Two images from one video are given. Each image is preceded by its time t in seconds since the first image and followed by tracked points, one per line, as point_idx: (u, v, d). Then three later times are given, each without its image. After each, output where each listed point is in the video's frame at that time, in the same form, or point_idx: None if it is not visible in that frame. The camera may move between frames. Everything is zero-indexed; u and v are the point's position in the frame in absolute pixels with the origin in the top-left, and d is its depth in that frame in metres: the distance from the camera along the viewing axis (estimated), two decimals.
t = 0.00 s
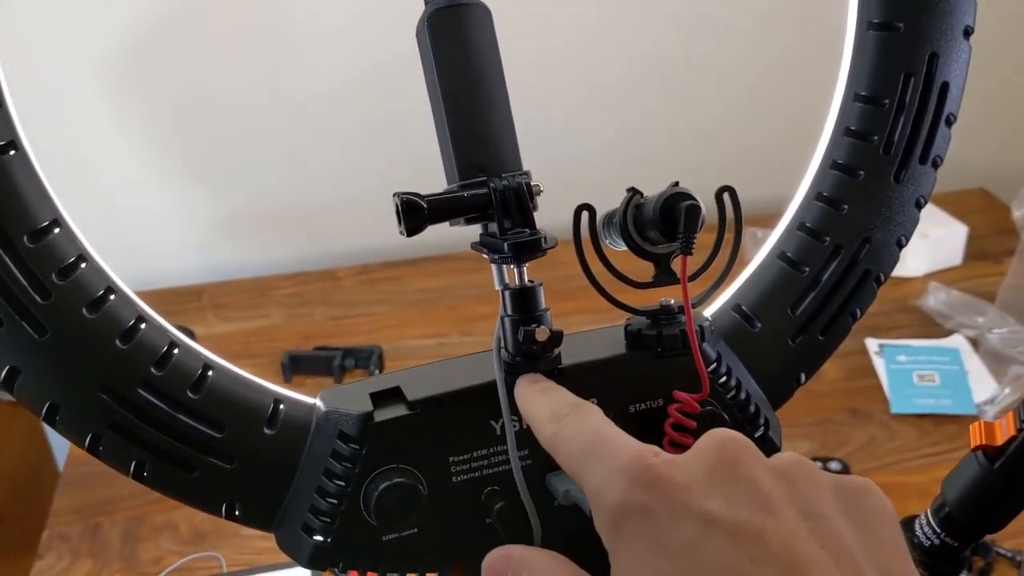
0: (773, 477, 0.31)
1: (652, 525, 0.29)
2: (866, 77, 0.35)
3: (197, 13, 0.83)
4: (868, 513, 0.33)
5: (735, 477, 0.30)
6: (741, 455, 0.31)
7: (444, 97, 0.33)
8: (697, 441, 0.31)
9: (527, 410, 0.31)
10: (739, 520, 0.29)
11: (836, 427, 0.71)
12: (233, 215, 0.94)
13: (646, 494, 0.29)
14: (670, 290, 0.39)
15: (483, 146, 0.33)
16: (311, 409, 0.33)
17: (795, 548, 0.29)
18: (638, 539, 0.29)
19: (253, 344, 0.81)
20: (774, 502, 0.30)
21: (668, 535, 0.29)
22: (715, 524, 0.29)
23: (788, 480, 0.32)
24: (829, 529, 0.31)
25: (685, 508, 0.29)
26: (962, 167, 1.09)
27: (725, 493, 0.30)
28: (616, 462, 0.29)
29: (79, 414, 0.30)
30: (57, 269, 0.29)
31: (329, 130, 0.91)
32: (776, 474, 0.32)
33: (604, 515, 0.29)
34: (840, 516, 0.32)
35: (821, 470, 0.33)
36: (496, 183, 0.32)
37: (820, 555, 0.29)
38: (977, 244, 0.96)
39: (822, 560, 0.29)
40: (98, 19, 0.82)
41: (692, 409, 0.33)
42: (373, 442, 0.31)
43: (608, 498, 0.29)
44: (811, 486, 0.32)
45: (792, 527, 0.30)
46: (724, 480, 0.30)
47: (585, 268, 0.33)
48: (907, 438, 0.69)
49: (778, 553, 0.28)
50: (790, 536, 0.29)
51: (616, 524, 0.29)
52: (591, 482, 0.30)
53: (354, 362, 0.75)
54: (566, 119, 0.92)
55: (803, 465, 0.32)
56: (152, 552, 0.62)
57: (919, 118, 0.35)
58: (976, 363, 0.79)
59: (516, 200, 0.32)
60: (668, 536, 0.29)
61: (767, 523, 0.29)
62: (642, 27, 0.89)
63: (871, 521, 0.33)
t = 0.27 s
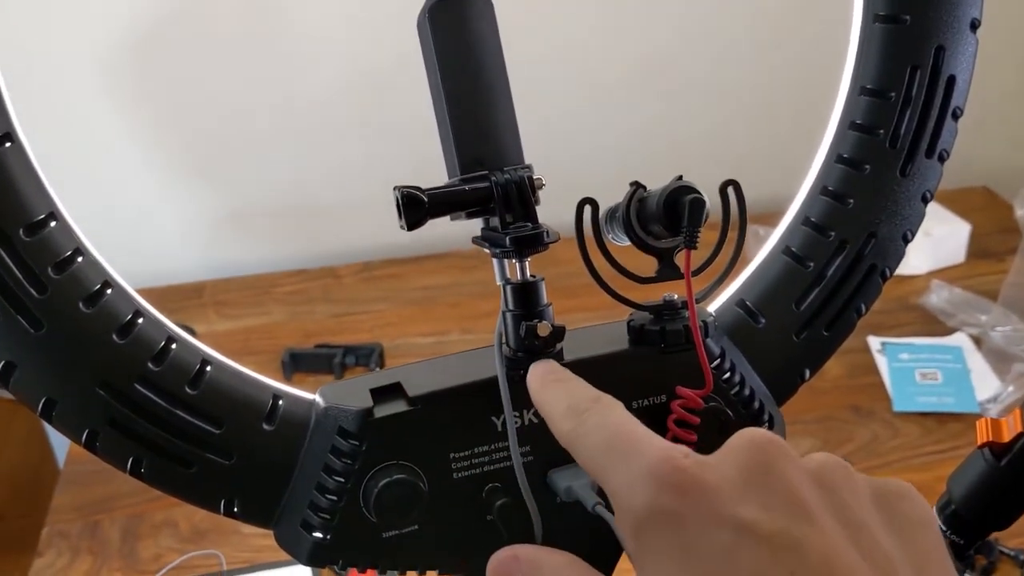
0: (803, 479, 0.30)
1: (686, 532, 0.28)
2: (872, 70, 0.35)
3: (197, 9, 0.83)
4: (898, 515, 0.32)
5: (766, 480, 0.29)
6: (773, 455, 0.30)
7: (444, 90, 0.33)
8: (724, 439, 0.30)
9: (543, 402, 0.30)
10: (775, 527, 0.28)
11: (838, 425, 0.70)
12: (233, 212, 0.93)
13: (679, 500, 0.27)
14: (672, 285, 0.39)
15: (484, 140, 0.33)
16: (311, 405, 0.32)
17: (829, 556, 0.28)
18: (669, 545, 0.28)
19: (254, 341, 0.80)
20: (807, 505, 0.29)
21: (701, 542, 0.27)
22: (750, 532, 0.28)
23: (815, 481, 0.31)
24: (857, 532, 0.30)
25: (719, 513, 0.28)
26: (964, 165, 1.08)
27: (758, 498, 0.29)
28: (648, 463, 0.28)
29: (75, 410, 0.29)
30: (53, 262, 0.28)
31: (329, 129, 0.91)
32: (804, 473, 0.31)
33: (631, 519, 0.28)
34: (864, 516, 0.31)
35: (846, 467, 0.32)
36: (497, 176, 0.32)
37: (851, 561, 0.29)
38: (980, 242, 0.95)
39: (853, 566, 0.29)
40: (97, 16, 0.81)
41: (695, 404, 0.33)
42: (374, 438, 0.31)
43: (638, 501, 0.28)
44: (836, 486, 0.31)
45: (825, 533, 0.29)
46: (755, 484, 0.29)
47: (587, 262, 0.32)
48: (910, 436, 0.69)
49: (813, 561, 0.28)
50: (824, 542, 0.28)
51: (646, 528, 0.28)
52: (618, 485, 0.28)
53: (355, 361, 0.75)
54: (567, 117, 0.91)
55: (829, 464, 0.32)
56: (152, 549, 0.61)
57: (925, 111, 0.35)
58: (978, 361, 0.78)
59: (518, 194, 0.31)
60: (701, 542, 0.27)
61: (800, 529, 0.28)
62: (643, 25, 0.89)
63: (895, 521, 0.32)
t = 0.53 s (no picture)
0: (811, 435, 0.28)
1: (683, 479, 0.26)
2: (875, 55, 0.35)
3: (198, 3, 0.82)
4: (910, 479, 0.30)
5: (774, 434, 0.27)
6: (781, 409, 0.28)
7: (442, 74, 0.32)
8: (729, 391, 0.28)
9: (538, 334, 0.29)
10: (780, 480, 0.26)
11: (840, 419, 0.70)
12: (233, 206, 0.93)
13: (677, 446, 0.26)
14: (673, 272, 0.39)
15: (483, 124, 0.33)
16: (306, 392, 0.32)
17: (837, 515, 0.26)
18: (665, 493, 0.26)
19: (254, 335, 0.80)
20: (816, 464, 0.27)
21: (699, 490, 0.26)
22: (753, 482, 0.26)
23: (828, 442, 0.29)
24: (871, 497, 0.28)
25: (718, 463, 0.26)
26: (968, 160, 1.08)
27: (763, 450, 0.27)
28: (644, 408, 0.27)
29: (68, 395, 0.29)
30: (45, 246, 0.28)
31: (330, 124, 0.91)
32: (814, 432, 0.29)
33: (626, 465, 0.26)
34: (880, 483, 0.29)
35: (861, 431, 0.30)
36: (495, 160, 0.31)
37: (863, 525, 0.26)
38: (983, 237, 0.95)
39: (866, 533, 0.26)
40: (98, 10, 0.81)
41: (695, 392, 0.32)
42: (369, 425, 0.30)
43: (634, 445, 0.26)
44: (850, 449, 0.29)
45: (836, 493, 0.27)
46: (760, 437, 0.27)
47: (586, 248, 0.32)
48: (913, 431, 0.68)
49: (820, 519, 0.26)
50: (832, 500, 0.26)
51: (640, 475, 0.26)
52: (614, 428, 0.27)
53: (355, 354, 0.75)
54: (569, 111, 0.91)
55: (843, 424, 0.30)
56: (151, 542, 0.61)
57: (929, 97, 0.34)
58: (982, 356, 0.78)
59: (516, 178, 0.31)
60: (699, 493, 0.26)
61: (807, 485, 0.26)
62: (646, 20, 0.88)
63: (913, 492, 0.30)
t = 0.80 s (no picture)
0: (803, 424, 0.29)
1: (673, 467, 0.26)
2: (880, 56, 0.34)
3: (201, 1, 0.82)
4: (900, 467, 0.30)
5: (763, 424, 0.28)
6: (770, 398, 0.28)
7: (445, 73, 0.32)
8: (720, 383, 0.29)
9: (538, 336, 0.30)
10: (769, 467, 0.26)
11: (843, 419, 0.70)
12: (236, 204, 0.93)
13: (667, 435, 0.26)
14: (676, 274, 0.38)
15: (487, 124, 0.32)
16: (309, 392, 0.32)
17: (825, 501, 0.26)
18: (655, 480, 0.26)
19: (257, 332, 0.80)
20: (806, 452, 0.28)
21: (689, 477, 0.26)
22: (741, 469, 0.26)
23: (818, 431, 0.29)
24: (860, 482, 0.28)
25: (708, 450, 0.26)
26: (971, 160, 1.08)
27: (753, 438, 0.27)
28: (636, 398, 0.27)
29: (71, 394, 0.29)
30: (48, 245, 0.28)
31: (333, 122, 0.90)
32: (804, 421, 0.29)
33: (618, 454, 0.27)
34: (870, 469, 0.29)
35: (854, 423, 0.31)
36: (499, 160, 0.31)
37: (852, 510, 0.27)
38: (986, 237, 0.95)
39: (855, 518, 0.26)
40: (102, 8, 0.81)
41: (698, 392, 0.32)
42: (372, 425, 0.30)
43: (626, 434, 0.27)
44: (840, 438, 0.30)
45: (824, 479, 0.27)
46: (751, 426, 0.28)
47: (589, 248, 0.32)
48: (916, 431, 0.68)
49: (808, 504, 0.26)
50: (821, 488, 0.27)
51: (632, 464, 0.27)
52: (606, 418, 0.27)
53: (358, 352, 0.75)
54: (571, 109, 0.91)
55: (833, 413, 0.30)
56: (153, 540, 0.61)
57: (934, 98, 0.34)
58: (985, 355, 0.77)
59: (519, 178, 0.31)
60: (688, 479, 0.26)
61: (796, 471, 0.27)
62: (649, 18, 0.88)
63: (905, 478, 0.30)
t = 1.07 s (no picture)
0: (887, 461, 0.28)
1: (752, 491, 0.25)
2: (880, 53, 0.34)
3: None
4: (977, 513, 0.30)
5: (846, 456, 0.27)
6: (850, 430, 0.28)
7: (443, 71, 0.32)
8: (798, 413, 0.29)
9: (619, 362, 0.30)
10: (851, 499, 0.26)
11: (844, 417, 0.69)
12: (237, 202, 0.93)
13: (747, 457, 0.26)
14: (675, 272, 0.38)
15: (484, 122, 0.32)
16: (306, 391, 0.32)
17: (908, 537, 0.25)
18: (733, 505, 0.25)
19: (258, 330, 0.80)
20: (887, 487, 0.27)
21: (768, 504, 0.25)
22: (822, 498, 0.25)
23: (899, 471, 0.29)
24: (939, 524, 0.27)
25: (790, 477, 0.26)
26: (974, 158, 1.07)
27: (832, 470, 0.27)
28: (718, 422, 0.27)
29: (67, 392, 0.29)
30: (44, 243, 0.28)
31: (333, 119, 0.90)
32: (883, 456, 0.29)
33: (695, 478, 0.26)
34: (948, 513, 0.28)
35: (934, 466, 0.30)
36: (496, 158, 0.31)
37: (936, 551, 0.26)
38: (988, 235, 0.94)
39: (940, 559, 0.25)
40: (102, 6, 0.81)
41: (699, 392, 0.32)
42: (368, 423, 0.30)
43: (704, 457, 0.26)
44: (916, 478, 0.29)
45: (906, 517, 0.26)
46: (834, 458, 0.27)
47: (587, 247, 0.32)
48: (917, 430, 0.68)
49: (891, 539, 0.25)
50: (906, 525, 0.26)
51: (708, 488, 0.26)
52: (684, 442, 0.27)
53: (358, 349, 0.75)
54: (572, 107, 0.91)
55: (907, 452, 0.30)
56: (153, 537, 0.61)
57: (933, 96, 0.34)
58: (987, 354, 0.77)
59: (517, 176, 0.31)
60: (767, 504, 0.25)
61: (878, 506, 0.26)
62: (649, 15, 0.88)
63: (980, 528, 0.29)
